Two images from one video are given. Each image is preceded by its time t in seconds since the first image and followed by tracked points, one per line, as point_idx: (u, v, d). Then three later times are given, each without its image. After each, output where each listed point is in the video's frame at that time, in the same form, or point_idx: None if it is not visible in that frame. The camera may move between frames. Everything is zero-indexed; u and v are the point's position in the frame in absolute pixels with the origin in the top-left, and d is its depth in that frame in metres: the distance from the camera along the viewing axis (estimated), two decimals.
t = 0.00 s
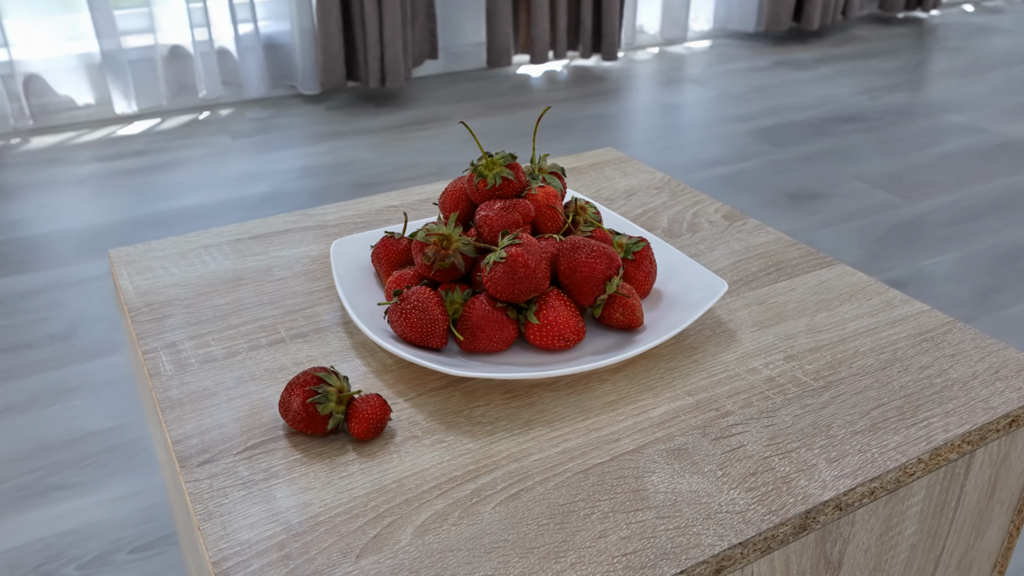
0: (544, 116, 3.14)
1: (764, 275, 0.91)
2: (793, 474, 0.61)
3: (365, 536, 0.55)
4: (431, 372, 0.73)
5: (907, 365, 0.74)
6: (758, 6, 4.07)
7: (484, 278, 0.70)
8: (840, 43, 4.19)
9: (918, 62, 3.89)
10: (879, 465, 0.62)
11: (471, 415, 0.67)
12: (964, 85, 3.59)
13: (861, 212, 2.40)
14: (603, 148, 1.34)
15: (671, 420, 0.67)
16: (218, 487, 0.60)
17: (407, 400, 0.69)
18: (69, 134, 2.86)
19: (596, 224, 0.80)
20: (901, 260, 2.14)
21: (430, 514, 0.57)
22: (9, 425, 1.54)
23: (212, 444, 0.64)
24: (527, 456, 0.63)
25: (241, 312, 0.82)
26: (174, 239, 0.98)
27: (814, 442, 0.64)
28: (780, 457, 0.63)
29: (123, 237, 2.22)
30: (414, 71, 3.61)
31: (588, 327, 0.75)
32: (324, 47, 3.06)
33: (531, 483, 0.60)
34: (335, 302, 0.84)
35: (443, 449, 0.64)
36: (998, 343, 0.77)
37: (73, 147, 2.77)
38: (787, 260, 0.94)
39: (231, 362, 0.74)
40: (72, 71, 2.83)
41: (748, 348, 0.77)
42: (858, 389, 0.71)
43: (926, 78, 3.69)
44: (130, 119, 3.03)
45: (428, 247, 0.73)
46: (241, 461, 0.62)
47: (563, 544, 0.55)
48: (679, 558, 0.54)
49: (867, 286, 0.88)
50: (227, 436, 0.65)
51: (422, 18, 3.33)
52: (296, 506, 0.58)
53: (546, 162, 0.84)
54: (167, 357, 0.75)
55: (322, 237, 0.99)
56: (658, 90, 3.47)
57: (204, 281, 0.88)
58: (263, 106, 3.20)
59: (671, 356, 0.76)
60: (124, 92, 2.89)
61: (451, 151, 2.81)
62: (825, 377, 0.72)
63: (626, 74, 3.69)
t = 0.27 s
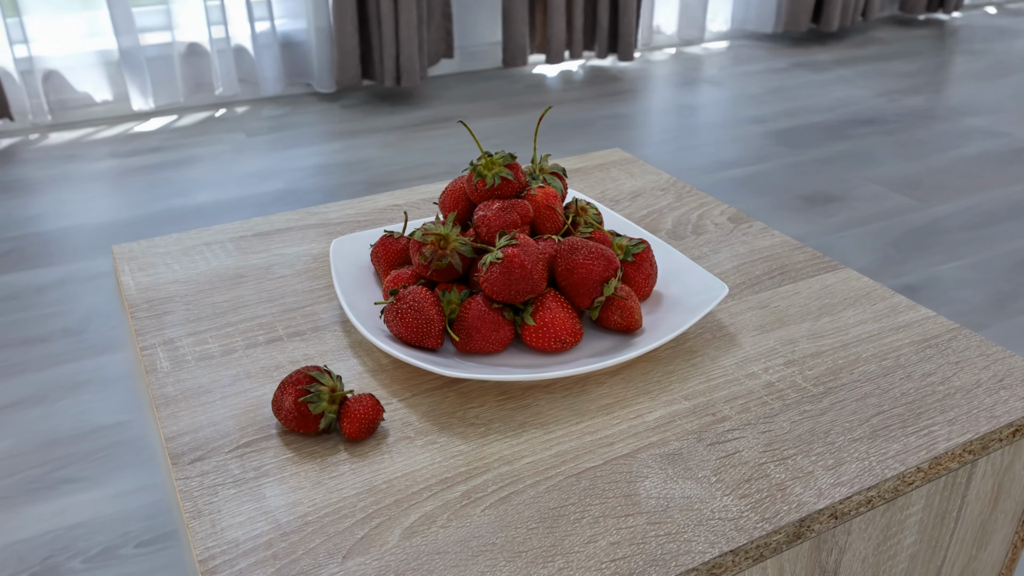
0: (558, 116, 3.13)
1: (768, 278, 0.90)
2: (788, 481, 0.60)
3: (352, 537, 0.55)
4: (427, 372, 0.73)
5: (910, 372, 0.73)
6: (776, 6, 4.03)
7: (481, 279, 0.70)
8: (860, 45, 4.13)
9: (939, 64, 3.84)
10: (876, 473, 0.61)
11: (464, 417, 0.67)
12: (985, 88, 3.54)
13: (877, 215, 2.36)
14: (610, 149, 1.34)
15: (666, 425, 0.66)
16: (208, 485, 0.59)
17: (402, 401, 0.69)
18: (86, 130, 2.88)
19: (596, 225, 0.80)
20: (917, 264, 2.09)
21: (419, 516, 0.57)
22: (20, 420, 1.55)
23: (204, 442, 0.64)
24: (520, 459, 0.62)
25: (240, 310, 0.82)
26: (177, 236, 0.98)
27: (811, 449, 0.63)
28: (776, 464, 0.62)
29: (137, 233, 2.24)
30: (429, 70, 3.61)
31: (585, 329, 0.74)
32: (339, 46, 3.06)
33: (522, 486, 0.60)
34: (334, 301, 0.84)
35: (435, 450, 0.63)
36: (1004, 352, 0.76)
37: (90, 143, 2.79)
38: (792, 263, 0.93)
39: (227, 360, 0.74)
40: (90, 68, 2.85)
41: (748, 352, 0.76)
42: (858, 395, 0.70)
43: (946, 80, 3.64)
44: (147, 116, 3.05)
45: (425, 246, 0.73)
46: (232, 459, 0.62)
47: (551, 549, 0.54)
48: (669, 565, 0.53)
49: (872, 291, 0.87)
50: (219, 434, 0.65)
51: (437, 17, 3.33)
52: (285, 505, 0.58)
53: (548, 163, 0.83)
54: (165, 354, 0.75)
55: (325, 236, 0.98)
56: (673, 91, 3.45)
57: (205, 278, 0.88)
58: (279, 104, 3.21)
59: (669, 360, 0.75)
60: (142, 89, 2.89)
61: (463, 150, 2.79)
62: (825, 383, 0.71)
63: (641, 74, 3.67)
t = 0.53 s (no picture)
0: (571, 116, 3.12)
1: (772, 282, 0.89)
2: (784, 489, 0.59)
3: (340, 538, 0.55)
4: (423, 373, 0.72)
5: (913, 379, 0.71)
6: (795, 7, 3.99)
7: (477, 280, 0.69)
8: (879, 46, 4.08)
9: (960, 66, 3.79)
10: (874, 482, 0.60)
11: (458, 419, 0.66)
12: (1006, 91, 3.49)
13: (893, 218, 2.32)
14: (618, 150, 1.33)
15: (662, 429, 0.65)
16: (199, 483, 0.59)
17: (396, 401, 0.68)
18: (103, 126, 2.90)
19: (597, 226, 0.79)
20: (932, 269, 2.06)
21: (408, 518, 0.56)
22: (30, 413, 1.55)
23: (196, 440, 0.64)
24: (512, 462, 0.62)
25: (238, 307, 0.82)
26: (180, 232, 0.98)
27: (809, 457, 0.62)
28: (772, 471, 0.61)
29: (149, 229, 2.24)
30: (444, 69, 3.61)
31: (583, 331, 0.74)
32: (354, 44, 3.06)
33: (513, 489, 0.59)
34: (333, 300, 0.84)
35: (427, 452, 0.63)
36: (1010, 360, 0.74)
37: (106, 139, 2.81)
38: (797, 267, 0.92)
39: (224, 358, 0.74)
40: (107, 64, 2.87)
41: (748, 357, 0.75)
42: (859, 403, 0.68)
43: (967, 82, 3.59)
44: (163, 112, 3.06)
45: (423, 246, 0.72)
46: (224, 457, 0.62)
47: (540, 554, 0.54)
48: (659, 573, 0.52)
49: (877, 295, 0.85)
50: (212, 432, 0.65)
51: (452, 16, 3.32)
52: (274, 505, 0.57)
53: (549, 163, 0.83)
54: (162, 351, 0.75)
55: (327, 234, 0.98)
56: (689, 91, 3.43)
57: (205, 275, 0.88)
58: (294, 102, 3.22)
59: (668, 363, 0.74)
60: (158, 86, 2.91)
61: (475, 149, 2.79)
62: (825, 389, 0.70)
63: (657, 75, 3.65)
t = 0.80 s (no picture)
0: (584, 115, 3.11)
1: (776, 285, 0.87)
2: (781, 496, 0.58)
3: (327, 540, 0.54)
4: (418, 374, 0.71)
5: (917, 387, 0.70)
6: (812, 8, 3.94)
7: (474, 280, 0.69)
8: (897, 48, 4.03)
9: (980, 68, 3.74)
10: (872, 492, 0.59)
11: (452, 420, 0.66)
12: None
13: (907, 222, 2.29)
14: (626, 150, 1.32)
15: (658, 434, 0.64)
16: (189, 482, 0.59)
17: (390, 402, 0.68)
18: (118, 122, 2.92)
19: (598, 227, 0.78)
20: (946, 274, 2.03)
21: (397, 521, 0.56)
22: (38, 408, 1.55)
23: (188, 438, 0.63)
24: (505, 465, 0.61)
25: (237, 305, 0.82)
26: (183, 229, 0.98)
27: (807, 464, 0.61)
28: (768, 478, 0.60)
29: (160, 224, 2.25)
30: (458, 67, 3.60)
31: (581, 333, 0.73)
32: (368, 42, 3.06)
33: (505, 493, 0.58)
34: (332, 299, 0.83)
35: (419, 454, 0.62)
36: (1018, 368, 0.73)
37: (121, 135, 2.82)
38: (802, 270, 0.90)
39: (220, 356, 0.74)
40: (123, 61, 2.88)
41: (749, 362, 0.74)
42: (861, 410, 0.67)
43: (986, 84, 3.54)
44: (177, 109, 3.08)
45: (420, 245, 0.72)
46: (215, 456, 0.61)
47: (528, 560, 0.53)
48: None
49: (883, 300, 0.84)
50: (204, 430, 0.64)
51: (467, 14, 3.31)
52: (263, 505, 0.57)
53: (550, 163, 0.82)
54: (158, 348, 0.75)
55: (329, 232, 0.98)
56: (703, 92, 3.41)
57: (205, 272, 0.88)
58: (308, 100, 3.22)
59: (667, 367, 0.73)
60: (173, 83, 2.93)
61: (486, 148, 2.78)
62: (826, 396, 0.69)
63: (671, 75, 3.62)
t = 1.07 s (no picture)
0: (594, 115, 3.09)
1: (780, 288, 0.86)
2: (778, 504, 0.57)
3: (317, 542, 0.53)
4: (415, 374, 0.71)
5: (921, 394, 0.69)
6: (827, 8, 3.91)
7: (471, 280, 0.68)
8: (913, 49, 3.99)
9: (996, 70, 3.70)
10: (872, 501, 0.57)
11: (447, 422, 0.65)
12: None
13: (920, 225, 2.26)
14: (632, 150, 1.31)
15: (656, 438, 0.63)
16: (180, 481, 0.58)
17: (386, 402, 0.67)
18: (131, 118, 2.93)
19: (599, 227, 0.77)
20: (959, 278, 2.01)
21: (388, 523, 0.55)
22: (45, 402, 1.55)
23: (181, 436, 0.63)
24: (499, 468, 0.60)
25: (235, 303, 0.82)
26: (184, 226, 0.98)
27: (806, 472, 0.60)
28: (766, 485, 0.59)
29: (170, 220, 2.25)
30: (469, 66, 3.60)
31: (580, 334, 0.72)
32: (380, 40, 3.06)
33: (498, 496, 0.58)
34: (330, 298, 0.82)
35: (413, 455, 0.61)
36: None
37: (133, 131, 2.83)
38: (807, 273, 0.89)
39: (217, 353, 0.73)
40: (135, 57, 2.89)
41: (750, 366, 0.73)
42: (863, 416, 0.66)
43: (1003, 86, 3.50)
44: (189, 106, 3.09)
45: (417, 244, 0.71)
46: (207, 456, 0.61)
47: (519, 566, 0.52)
48: None
49: (889, 305, 0.83)
50: (197, 429, 0.64)
51: (479, 13, 3.30)
52: (253, 506, 0.56)
53: (552, 162, 0.81)
54: (155, 345, 0.74)
55: (331, 230, 0.97)
56: (715, 92, 3.38)
57: (205, 269, 0.88)
58: (319, 97, 3.22)
59: (666, 370, 0.72)
60: (185, 80, 2.92)
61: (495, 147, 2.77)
62: (828, 402, 0.68)
63: (684, 75, 3.60)
